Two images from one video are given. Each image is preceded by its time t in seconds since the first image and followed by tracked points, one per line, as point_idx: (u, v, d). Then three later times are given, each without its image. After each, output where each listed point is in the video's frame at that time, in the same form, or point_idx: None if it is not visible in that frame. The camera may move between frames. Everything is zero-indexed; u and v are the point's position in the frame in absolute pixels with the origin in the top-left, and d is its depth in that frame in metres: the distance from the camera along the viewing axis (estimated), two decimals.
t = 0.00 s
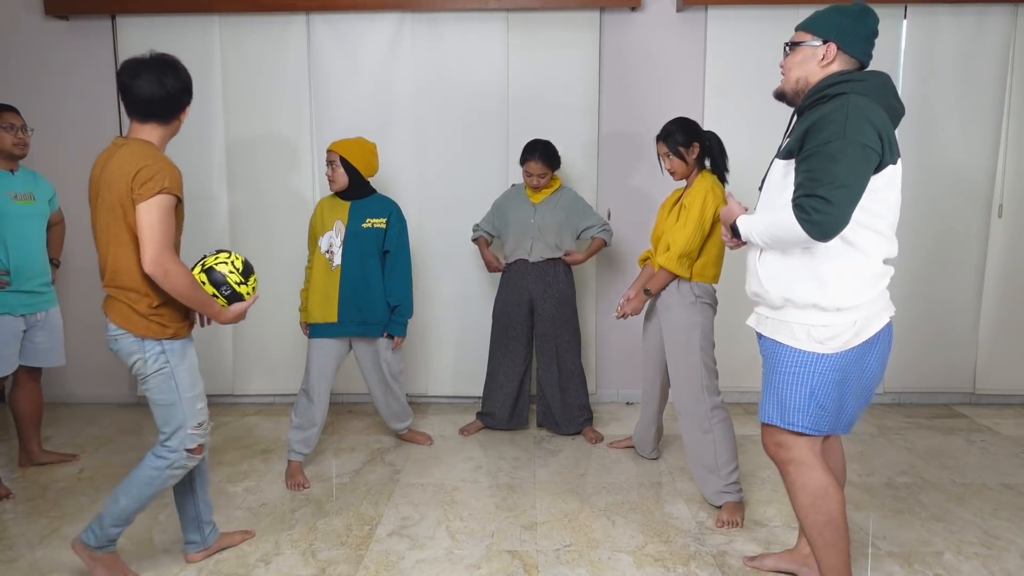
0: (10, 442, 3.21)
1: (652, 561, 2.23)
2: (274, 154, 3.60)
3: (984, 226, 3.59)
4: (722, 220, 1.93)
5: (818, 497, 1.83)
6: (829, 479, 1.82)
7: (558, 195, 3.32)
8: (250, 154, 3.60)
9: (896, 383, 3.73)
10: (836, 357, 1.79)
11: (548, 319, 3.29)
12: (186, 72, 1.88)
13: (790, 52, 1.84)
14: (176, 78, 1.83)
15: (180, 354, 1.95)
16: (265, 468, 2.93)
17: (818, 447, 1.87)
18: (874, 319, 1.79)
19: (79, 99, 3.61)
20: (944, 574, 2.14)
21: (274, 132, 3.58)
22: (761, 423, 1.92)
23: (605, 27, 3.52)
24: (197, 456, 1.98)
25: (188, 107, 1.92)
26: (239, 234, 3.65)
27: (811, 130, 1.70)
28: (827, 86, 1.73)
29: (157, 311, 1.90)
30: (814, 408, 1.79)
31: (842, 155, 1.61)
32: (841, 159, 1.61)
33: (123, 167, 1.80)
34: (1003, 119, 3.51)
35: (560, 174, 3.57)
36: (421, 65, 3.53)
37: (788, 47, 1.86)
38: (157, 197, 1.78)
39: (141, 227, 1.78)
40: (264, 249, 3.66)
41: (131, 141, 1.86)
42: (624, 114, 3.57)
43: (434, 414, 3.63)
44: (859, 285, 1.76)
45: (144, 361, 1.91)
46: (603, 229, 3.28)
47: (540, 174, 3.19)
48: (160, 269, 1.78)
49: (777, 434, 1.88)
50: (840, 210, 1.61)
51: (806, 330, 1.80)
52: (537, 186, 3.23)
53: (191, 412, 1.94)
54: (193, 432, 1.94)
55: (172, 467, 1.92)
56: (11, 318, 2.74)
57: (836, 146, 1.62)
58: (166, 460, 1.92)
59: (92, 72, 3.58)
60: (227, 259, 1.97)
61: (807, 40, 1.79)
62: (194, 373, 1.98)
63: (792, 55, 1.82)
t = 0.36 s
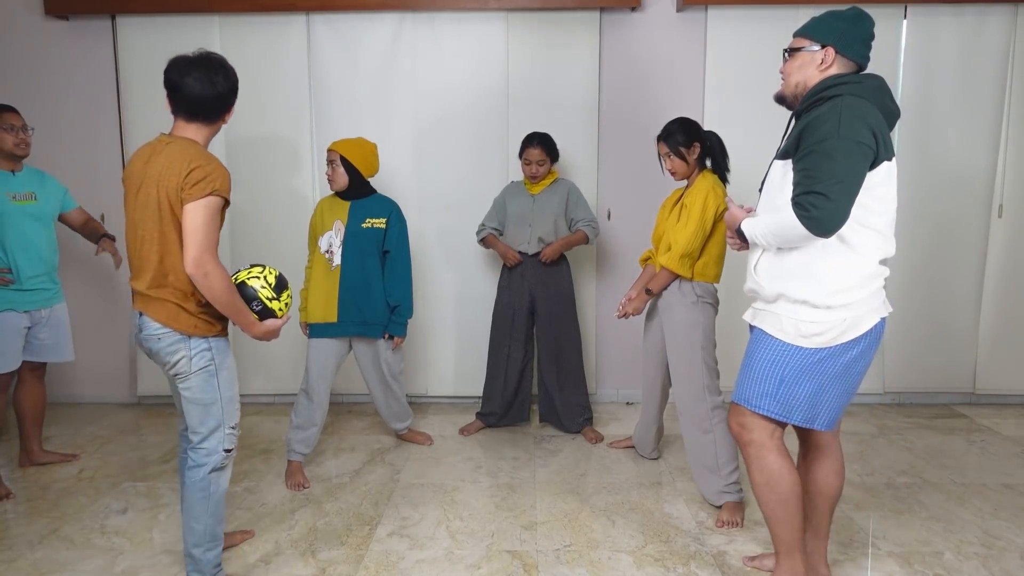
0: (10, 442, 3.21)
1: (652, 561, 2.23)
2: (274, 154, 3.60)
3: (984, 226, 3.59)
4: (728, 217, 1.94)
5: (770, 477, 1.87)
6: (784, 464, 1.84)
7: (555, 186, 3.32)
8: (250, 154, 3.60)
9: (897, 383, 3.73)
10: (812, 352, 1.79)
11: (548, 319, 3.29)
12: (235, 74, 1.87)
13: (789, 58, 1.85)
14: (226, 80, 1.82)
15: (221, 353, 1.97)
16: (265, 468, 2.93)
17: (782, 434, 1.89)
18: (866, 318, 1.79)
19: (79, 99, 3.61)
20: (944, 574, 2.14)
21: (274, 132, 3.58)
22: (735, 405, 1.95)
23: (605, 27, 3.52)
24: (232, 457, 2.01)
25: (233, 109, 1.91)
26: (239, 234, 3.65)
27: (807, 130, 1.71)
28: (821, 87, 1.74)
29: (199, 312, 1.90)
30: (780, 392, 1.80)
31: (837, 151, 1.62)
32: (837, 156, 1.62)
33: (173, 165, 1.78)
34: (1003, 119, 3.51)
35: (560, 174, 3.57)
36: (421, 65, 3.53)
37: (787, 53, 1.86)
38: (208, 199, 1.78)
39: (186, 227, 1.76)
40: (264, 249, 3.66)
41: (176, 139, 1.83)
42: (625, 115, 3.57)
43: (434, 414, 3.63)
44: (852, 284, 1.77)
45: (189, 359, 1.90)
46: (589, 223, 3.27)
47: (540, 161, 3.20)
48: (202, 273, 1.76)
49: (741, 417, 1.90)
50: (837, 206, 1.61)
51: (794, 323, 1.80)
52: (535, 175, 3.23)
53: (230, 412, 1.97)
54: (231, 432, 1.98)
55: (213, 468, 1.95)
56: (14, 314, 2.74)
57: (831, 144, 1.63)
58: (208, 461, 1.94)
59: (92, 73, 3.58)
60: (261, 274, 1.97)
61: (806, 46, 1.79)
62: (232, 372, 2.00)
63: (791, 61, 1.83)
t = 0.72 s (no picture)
0: (10, 442, 3.21)
1: (652, 561, 2.23)
2: (273, 154, 3.60)
3: (984, 226, 3.59)
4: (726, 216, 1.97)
5: (773, 483, 1.89)
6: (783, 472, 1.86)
7: (553, 183, 3.35)
8: (250, 154, 3.60)
9: (897, 383, 3.72)
10: (822, 355, 1.80)
11: (548, 318, 3.29)
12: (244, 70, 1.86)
13: (792, 58, 1.85)
14: (234, 77, 1.81)
15: (241, 358, 2.01)
16: (265, 468, 2.93)
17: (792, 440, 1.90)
18: (866, 316, 1.79)
19: (79, 99, 3.61)
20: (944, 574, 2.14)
21: (273, 132, 3.58)
22: (743, 410, 1.96)
23: (605, 27, 3.52)
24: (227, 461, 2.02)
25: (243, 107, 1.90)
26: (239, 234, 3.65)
27: (801, 127, 1.71)
28: (819, 86, 1.74)
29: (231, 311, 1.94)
30: (791, 398, 1.81)
31: (827, 150, 1.63)
32: (828, 155, 1.62)
33: (203, 169, 1.78)
34: (1003, 119, 3.51)
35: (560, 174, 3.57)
36: (420, 66, 3.53)
37: (790, 52, 1.86)
38: (245, 202, 1.79)
39: (222, 230, 1.77)
40: (264, 249, 3.66)
41: (194, 141, 1.83)
42: (625, 114, 3.57)
43: (434, 414, 3.63)
44: (850, 283, 1.77)
45: (215, 363, 1.92)
46: (588, 217, 3.26)
47: (537, 162, 3.20)
48: (244, 276, 1.76)
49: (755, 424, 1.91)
50: (825, 204, 1.62)
51: (794, 326, 1.81)
52: (533, 175, 3.22)
53: (236, 418, 2.00)
54: (232, 437, 2.00)
55: (211, 473, 1.96)
56: (11, 314, 2.72)
57: (821, 142, 1.64)
58: (206, 465, 1.95)
59: (92, 72, 3.58)
60: (294, 271, 1.99)
61: (809, 45, 1.79)
62: (244, 378, 2.04)
63: (794, 60, 1.83)
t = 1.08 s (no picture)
0: (10, 442, 3.21)
1: (652, 561, 2.23)
2: (273, 154, 3.60)
3: (984, 227, 3.59)
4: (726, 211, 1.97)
5: (772, 483, 1.89)
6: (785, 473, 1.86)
7: (553, 183, 3.35)
8: (249, 154, 3.60)
9: (897, 383, 3.72)
10: (823, 355, 1.80)
11: (549, 318, 3.29)
12: (221, 61, 1.82)
13: (792, 58, 1.85)
14: (197, 68, 1.79)
15: (248, 359, 2.01)
16: (265, 468, 2.93)
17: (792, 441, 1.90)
18: (866, 317, 1.79)
19: (79, 99, 3.61)
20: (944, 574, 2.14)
21: (273, 131, 3.58)
22: (743, 411, 1.97)
23: (605, 27, 3.52)
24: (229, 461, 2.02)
25: (229, 99, 1.86)
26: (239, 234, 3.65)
27: (802, 128, 1.71)
28: (820, 87, 1.74)
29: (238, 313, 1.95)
30: (792, 399, 1.81)
31: (827, 151, 1.62)
32: (828, 156, 1.62)
33: (194, 170, 1.78)
34: (1003, 119, 3.51)
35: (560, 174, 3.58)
36: (420, 66, 3.53)
37: (790, 53, 1.86)
38: (235, 201, 1.78)
39: (215, 231, 1.77)
40: (264, 249, 3.66)
41: (188, 143, 1.82)
42: (624, 114, 3.57)
43: (434, 414, 3.63)
44: (850, 283, 1.77)
45: (221, 362, 1.92)
46: (590, 215, 3.27)
47: (536, 166, 3.19)
48: (237, 275, 1.78)
49: (755, 425, 1.92)
50: (824, 205, 1.62)
51: (794, 326, 1.81)
52: (532, 179, 3.22)
53: (239, 419, 2.00)
54: (234, 438, 2.00)
55: (212, 472, 1.96)
56: (6, 315, 2.73)
57: (821, 143, 1.64)
58: (208, 464, 1.95)
59: (92, 72, 3.58)
60: (289, 264, 1.98)
61: (809, 45, 1.79)
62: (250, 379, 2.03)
63: (794, 61, 1.83)
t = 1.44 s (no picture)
0: (10, 442, 3.21)
1: (651, 561, 2.23)
2: (273, 154, 3.60)
3: (984, 227, 3.59)
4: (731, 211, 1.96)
5: (772, 483, 1.89)
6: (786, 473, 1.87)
7: (554, 190, 3.33)
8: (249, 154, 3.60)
9: (897, 383, 3.72)
10: (824, 356, 1.80)
11: (550, 319, 3.29)
12: (192, 61, 1.87)
13: (794, 58, 1.85)
14: (166, 75, 1.85)
15: (246, 357, 2.01)
16: (265, 468, 2.94)
17: (793, 441, 1.90)
18: (866, 317, 1.79)
19: (79, 99, 3.61)
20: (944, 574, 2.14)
21: (273, 131, 3.58)
22: (743, 411, 1.96)
23: (605, 27, 3.52)
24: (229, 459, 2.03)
25: (208, 96, 1.89)
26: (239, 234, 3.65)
27: (806, 128, 1.71)
28: (824, 87, 1.74)
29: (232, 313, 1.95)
30: (793, 400, 1.81)
31: (831, 151, 1.62)
32: (831, 155, 1.62)
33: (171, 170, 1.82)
34: (1003, 119, 3.51)
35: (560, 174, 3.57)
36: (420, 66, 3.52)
37: (791, 53, 1.86)
38: (203, 197, 1.79)
39: (187, 229, 1.80)
40: (264, 249, 3.66)
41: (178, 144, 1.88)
42: (624, 114, 3.57)
43: (434, 414, 3.63)
44: (851, 284, 1.77)
45: (215, 359, 1.94)
46: (595, 219, 3.29)
47: (536, 173, 3.19)
48: (209, 273, 1.80)
49: (755, 425, 1.92)
50: (827, 205, 1.62)
51: (794, 326, 1.81)
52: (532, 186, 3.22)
53: (236, 417, 2.00)
54: (233, 436, 2.00)
55: (209, 469, 1.97)
56: None
57: (824, 143, 1.64)
58: (205, 461, 1.96)
59: (92, 72, 3.58)
60: (282, 265, 1.96)
61: (810, 45, 1.79)
62: (250, 378, 2.03)
63: (796, 61, 1.83)
